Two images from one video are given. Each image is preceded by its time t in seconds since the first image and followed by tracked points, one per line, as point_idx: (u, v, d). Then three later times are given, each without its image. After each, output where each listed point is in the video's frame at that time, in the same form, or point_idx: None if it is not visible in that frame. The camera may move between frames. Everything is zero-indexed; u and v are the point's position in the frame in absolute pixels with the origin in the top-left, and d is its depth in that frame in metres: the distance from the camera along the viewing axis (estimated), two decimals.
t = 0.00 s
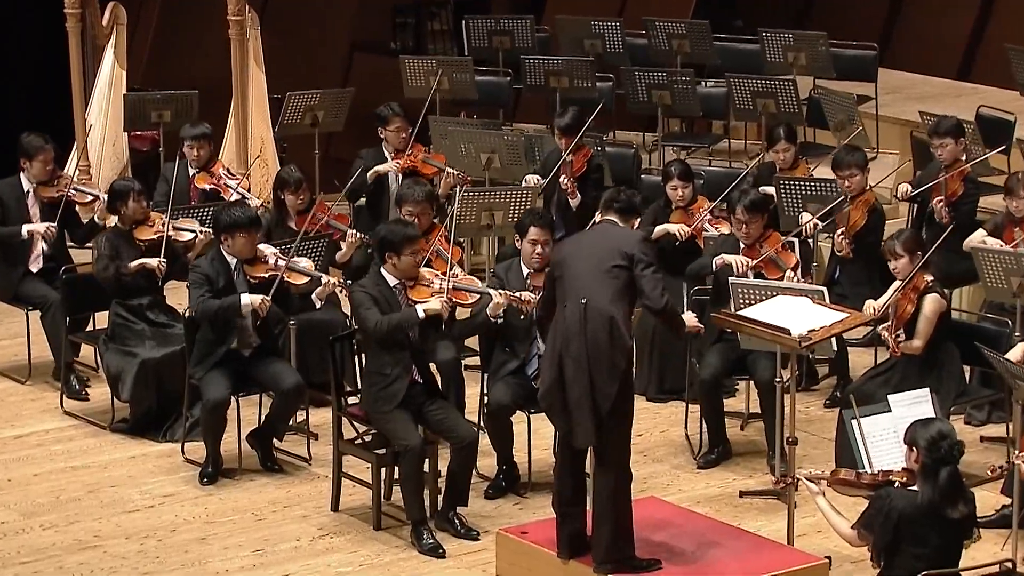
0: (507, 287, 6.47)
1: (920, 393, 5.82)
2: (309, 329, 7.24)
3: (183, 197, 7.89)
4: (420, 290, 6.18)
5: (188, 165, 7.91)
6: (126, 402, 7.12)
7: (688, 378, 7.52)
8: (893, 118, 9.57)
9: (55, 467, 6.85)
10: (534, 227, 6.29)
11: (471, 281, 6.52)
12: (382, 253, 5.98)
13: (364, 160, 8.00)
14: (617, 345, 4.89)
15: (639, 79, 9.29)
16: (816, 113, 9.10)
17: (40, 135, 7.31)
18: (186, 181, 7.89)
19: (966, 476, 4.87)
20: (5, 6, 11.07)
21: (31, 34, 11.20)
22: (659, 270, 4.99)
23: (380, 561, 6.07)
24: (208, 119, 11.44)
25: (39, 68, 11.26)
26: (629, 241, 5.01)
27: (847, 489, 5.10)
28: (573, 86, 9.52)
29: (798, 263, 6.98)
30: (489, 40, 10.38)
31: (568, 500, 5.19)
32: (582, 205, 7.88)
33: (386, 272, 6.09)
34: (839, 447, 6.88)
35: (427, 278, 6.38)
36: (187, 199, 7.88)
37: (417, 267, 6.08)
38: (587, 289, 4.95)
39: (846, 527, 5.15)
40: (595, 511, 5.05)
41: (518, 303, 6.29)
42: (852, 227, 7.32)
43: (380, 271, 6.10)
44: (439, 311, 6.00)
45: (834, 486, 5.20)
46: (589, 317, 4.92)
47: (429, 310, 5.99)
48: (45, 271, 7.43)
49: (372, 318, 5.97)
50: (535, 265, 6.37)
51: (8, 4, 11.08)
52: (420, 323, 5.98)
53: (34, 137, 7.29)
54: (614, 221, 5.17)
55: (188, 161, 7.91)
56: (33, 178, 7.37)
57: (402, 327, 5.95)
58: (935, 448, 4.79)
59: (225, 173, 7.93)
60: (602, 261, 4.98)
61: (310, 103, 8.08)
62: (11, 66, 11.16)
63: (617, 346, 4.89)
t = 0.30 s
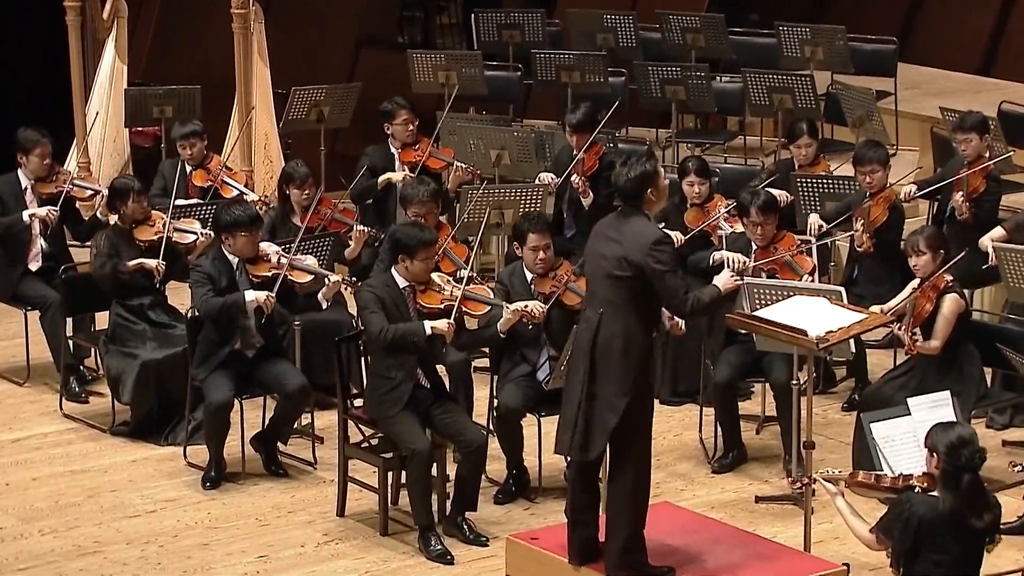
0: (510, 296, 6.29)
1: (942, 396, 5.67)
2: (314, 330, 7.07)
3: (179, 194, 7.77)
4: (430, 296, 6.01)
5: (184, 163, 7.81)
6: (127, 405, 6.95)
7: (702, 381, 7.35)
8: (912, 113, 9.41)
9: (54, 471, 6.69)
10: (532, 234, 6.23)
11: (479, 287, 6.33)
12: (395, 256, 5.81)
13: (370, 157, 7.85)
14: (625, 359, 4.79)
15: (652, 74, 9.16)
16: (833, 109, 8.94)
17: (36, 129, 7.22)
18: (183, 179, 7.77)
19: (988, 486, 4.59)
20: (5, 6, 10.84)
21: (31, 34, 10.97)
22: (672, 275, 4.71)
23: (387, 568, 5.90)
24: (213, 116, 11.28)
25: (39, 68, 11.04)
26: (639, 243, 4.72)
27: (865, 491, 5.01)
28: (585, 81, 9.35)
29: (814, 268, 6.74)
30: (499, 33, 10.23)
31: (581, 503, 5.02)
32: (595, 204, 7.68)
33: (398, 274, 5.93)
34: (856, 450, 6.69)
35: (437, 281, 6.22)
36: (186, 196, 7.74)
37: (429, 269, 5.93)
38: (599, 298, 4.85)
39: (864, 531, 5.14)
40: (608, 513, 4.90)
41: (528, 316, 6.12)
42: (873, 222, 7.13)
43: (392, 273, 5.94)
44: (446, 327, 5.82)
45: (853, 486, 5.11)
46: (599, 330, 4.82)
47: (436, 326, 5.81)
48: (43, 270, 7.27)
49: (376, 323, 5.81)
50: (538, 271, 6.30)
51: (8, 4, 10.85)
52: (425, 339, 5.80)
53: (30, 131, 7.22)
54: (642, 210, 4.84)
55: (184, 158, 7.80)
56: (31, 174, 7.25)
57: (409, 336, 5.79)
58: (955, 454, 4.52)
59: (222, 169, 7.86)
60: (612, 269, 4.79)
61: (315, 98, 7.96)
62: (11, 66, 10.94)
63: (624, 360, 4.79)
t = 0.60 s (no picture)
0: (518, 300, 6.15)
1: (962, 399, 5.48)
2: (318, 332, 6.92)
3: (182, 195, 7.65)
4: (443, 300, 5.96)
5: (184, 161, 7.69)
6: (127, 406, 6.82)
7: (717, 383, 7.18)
8: (932, 109, 9.36)
9: (52, 475, 6.52)
10: (536, 245, 6.04)
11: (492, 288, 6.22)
12: (407, 256, 5.62)
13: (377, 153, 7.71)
14: (637, 372, 4.65)
15: (666, 69, 8.99)
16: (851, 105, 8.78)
17: (35, 127, 7.04)
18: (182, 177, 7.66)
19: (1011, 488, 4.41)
20: (4, 5, 10.62)
21: (31, 34, 10.74)
22: (686, 292, 4.55)
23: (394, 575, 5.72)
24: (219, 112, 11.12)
25: (40, 68, 10.82)
26: (654, 257, 4.58)
27: (884, 497, 4.84)
28: (596, 77, 9.20)
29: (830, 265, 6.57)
30: (509, 27, 10.07)
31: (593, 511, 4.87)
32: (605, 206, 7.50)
33: (408, 272, 5.73)
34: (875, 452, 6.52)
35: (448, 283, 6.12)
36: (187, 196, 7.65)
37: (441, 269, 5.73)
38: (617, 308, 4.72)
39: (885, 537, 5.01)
40: (621, 519, 4.74)
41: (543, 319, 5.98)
42: (894, 220, 6.99)
43: (403, 271, 5.75)
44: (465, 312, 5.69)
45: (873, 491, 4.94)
46: (614, 340, 4.70)
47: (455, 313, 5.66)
48: (42, 270, 7.11)
49: (397, 317, 5.62)
50: (546, 279, 6.13)
51: (8, 3, 10.63)
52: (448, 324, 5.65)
53: (28, 129, 7.02)
54: (664, 219, 4.68)
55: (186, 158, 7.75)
56: (31, 174, 7.11)
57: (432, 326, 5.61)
58: (976, 459, 4.33)
59: (222, 168, 7.74)
60: (627, 282, 4.65)
61: (320, 93, 7.86)
62: (10, 66, 10.74)
63: (636, 373, 4.65)
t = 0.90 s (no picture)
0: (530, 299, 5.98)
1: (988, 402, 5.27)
2: (325, 335, 6.77)
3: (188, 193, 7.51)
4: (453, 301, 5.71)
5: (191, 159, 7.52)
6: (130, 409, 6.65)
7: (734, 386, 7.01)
8: (955, 105, 9.24)
9: (53, 479, 6.35)
10: (548, 241, 5.82)
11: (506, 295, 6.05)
12: (421, 256, 5.46)
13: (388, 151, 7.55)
14: (658, 374, 4.49)
15: (682, 64, 8.81)
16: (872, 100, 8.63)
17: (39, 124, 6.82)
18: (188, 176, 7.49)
19: None
20: (4, 5, 10.47)
21: (31, 34, 10.59)
22: (706, 290, 4.38)
23: None
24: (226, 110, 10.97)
25: (40, 68, 10.67)
26: (673, 255, 4.41)
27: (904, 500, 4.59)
28: (611, 71, 9.03)
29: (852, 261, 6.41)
30: (522, 20, 9.93)
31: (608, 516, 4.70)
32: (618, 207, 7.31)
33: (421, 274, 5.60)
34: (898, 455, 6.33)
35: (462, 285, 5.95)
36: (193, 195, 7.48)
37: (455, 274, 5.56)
38: (636, 308, 4.55)
39: (906, 544, 4.83)
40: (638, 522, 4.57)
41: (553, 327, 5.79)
42: (917, 218, 6.82)
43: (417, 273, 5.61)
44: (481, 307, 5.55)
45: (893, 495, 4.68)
46: (632, 341, 4.53)
47: (472, 308, 5.54)
48: (43, 270, 6.99)
49: (412, 319, 5.46)
50: (558, 276, 5.92)
51: (8, 3, 10.48)
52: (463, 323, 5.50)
53: (32, 127, 6.81)
54: (682, 213, 4.52)
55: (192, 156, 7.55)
56: (33, 171, 6.94)
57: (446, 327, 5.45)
58: (1001, 465, 4.16)
59: (230, 167, 7.56)
60: (646, 281, 4.48)
61: (328, 88, 7.72)
62: (10, 66, 10.57)
63: (657, 374, 4.49)
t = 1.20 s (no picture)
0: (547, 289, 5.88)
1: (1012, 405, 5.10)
2: (335, 331, 6.62)
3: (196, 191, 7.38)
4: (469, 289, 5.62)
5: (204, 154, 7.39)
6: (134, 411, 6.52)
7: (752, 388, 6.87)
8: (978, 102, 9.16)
9: (55, 483, 6.22)
10: (572, 224, 5.72)
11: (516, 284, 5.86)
12: (430, 245, 5.38)
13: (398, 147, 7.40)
14: (679, 375, 4.36)
15: (699, 59, 8.73)
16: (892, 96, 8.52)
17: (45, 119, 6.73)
18: (201, 172, 7.37)
19: None
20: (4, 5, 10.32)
21: (31, 34, 10.44)
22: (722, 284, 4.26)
23: None
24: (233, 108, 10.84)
25: (40, 69, 10.50)
26: (685, 251, 4.29)
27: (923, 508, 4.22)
28: (625, 67, 8.91)
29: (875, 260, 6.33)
30: (535, 15, 9.81)
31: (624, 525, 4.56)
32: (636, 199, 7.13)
33: (434, 266, 5.49)
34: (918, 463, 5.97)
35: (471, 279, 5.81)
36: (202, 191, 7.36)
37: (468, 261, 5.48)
38: (650, 310, 4.41)
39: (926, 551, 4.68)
40: (653, 529, 4.45)
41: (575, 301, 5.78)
42: (938, 216, 6.70)
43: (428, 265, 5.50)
44: (487, 315, 5.37)
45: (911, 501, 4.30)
46: (650, 344, 4.39)
47: (477, 312, 5.36)
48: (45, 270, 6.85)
49: (413, 310, 5.35)
50: (576, 264, 5.83)
51: (8, 3, 10.33)
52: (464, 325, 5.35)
53: (39, 122, 6.72)
54: (687, 209, 4.39)
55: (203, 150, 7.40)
56: (38, 167, 6.81)
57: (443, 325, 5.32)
58: None
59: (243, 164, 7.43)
60: (661, 280, 4.35)
61: (337, 84, 7.61)
62: (10, 66, 10.41)
63: (678, 376, 4.36)
